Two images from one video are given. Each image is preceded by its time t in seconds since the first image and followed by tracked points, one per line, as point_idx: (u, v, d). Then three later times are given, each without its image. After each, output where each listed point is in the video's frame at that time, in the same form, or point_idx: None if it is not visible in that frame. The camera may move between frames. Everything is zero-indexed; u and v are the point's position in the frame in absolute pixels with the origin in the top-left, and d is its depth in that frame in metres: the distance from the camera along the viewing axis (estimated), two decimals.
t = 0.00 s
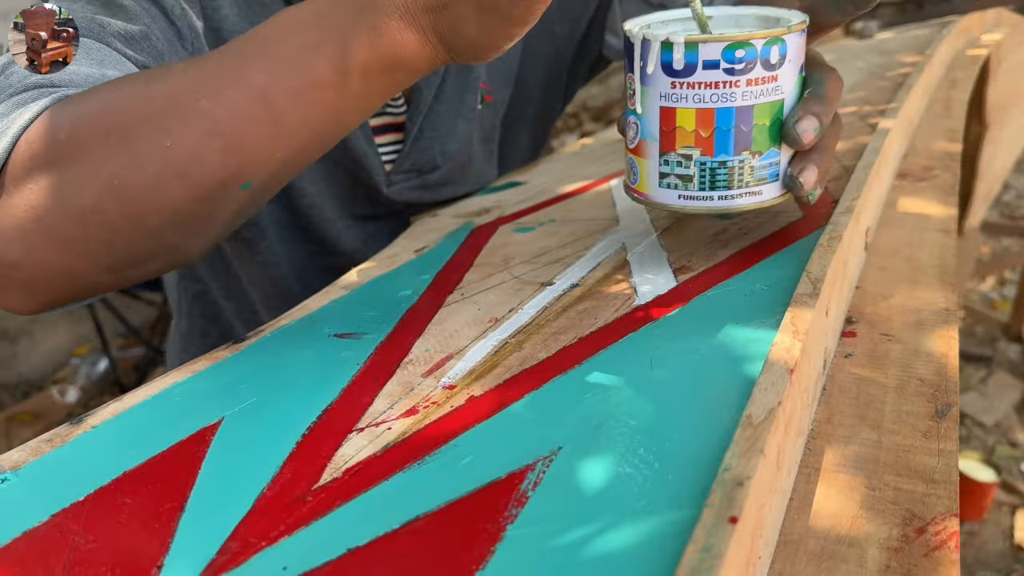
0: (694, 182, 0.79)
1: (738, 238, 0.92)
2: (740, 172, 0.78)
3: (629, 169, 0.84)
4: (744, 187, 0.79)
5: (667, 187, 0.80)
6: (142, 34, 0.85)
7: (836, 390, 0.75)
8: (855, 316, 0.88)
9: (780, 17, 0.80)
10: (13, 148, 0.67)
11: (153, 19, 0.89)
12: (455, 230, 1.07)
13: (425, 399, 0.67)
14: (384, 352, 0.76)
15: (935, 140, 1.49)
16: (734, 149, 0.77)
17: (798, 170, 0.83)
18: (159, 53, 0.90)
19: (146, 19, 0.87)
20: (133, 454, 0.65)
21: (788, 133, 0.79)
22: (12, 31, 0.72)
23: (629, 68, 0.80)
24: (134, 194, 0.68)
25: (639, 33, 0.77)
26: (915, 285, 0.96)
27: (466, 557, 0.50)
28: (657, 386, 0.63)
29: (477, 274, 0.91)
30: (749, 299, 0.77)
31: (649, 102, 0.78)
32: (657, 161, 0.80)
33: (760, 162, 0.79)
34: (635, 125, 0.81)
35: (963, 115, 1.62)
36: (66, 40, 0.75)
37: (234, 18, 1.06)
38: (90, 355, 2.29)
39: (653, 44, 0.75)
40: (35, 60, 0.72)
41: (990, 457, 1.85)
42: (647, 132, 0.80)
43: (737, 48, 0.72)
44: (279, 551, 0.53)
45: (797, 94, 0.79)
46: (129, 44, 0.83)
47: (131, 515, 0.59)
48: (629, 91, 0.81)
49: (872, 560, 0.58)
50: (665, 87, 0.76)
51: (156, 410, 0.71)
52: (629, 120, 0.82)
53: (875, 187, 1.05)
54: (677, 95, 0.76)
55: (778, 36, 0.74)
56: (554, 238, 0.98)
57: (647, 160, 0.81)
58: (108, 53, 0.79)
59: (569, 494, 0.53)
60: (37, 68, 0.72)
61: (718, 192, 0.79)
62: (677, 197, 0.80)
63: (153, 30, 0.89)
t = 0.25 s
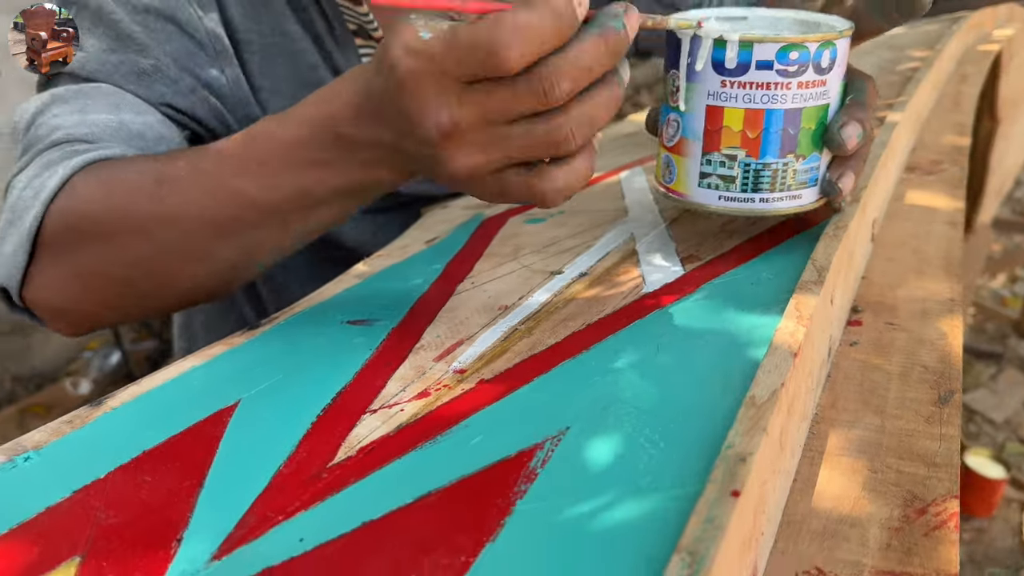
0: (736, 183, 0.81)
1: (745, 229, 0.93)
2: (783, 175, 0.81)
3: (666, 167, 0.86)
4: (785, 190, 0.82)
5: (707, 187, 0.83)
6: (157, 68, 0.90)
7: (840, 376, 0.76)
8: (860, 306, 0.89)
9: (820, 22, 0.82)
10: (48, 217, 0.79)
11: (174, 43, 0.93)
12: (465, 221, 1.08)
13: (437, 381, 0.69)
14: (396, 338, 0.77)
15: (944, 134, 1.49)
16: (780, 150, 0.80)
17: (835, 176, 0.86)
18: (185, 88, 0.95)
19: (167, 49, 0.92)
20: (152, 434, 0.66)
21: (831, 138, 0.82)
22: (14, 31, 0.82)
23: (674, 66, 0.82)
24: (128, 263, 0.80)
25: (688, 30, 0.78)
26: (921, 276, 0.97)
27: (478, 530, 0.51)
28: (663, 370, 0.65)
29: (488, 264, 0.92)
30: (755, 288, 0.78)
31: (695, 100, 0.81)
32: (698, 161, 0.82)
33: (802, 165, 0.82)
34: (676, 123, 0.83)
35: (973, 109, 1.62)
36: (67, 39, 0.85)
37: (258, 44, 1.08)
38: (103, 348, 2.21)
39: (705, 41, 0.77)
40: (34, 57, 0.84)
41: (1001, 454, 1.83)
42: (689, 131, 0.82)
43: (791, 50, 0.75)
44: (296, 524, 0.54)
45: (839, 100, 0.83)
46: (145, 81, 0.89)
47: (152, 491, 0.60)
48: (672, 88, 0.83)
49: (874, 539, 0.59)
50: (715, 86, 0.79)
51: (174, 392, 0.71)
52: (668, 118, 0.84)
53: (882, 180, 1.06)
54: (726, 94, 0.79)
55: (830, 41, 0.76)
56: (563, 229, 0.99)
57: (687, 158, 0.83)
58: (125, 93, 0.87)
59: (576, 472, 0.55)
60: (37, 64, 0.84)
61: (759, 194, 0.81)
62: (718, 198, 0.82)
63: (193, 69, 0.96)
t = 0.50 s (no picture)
0: (781, 125, 0.81)
1: (760, 221, 0.94)
2: (827, 122, 0.81)
3: (708, 107, 0.86)
4: (826, 138, 0.82)
5: (749, 127, 0.82)
6: (170, 80, 0.94)
7: (856, 366, 0.77)
8: (874, 298, 0.90)
9: None
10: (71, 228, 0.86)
11: (194, 47, 0.96)
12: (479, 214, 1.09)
13: (457, 368, 0.70)
14: (416, 326, 0.78)
15: (954, 130, 1.49)
16: (829, 95, 0.80)
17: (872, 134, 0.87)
18: (200, 97, 0.96)
19: (183, 55, 0.95)
20: (178, 420, 0.66)
21: (876, 91, 0.83)
22: (14, 31, 0.84)
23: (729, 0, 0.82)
24: (135, 272, 0.87)
25: None
26: (934, 269, 0.98)
27: (503, 511, 0.52)
28: (681, 359, 0.66)
29: (503, 255, 0.93)
30: (771, 278, 0.79)
31: (749, 34, 0.81)
32: (745, 97, 0.82)
33: (846, 116, 0.82)
34: (724, 60, 0.83)
35: (983, 105, 1.62)
36: (66, 39, 0.88)
37: (273, 41, 1.07)
38: (114, 342, 2.01)
39: None
40: (35, 57, 0.85)
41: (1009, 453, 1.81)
42: (738, 68, 0.82)
43: None
44: (324, 505, 0.55)
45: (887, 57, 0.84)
46: (160, 94, 0.94)
47: (180, 475, 0.59)
48: (723, 23, 0.83)
49: (891, 523, 0.60)
50: (772, 22, 0.79)
51: (198, 378, 0.71)
52: (717, 54, 0.84)
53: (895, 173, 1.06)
54: (782, 31, 0.79)
55: None
56: (578, 221, 1.00)
57: (732, 97, 0.83)
58: (141, 106, 0.93)
59: (599, 456, 0.56)
60: (38, 64, 0.86)
61: (803, 138, 0.81)
62: (759, 138, 0.82)
63: (213, 69, 0.98)
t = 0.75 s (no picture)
0: (933, 91, 0.83)
1: (772, 215, 0.94)
2: (973, 90, 0.83)
3: (849, 71, 0.87)
4: (969, 106, 0.84)
5: (900, 94, 0.84)
6: (146, 94, 0.94)
7: (868, 359, 0.77)
8: (886, 292, 0.90)
9: None
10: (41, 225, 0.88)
11: (178, 59, 0.95)
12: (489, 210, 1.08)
13: (471, 361, 0.70)
14: (428, 319, 0.78)
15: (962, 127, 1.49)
16: (976, 62, 0.82)
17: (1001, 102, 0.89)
18: (175, 112, 0.96)
19: (163, 69, 0.95)
20: (194, 411, 0.66)
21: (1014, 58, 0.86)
22: (13, 31, 0.83)
23: None
24: (94, 273, 0.91)
25: None
26: (945, 263, 0.98)
27: (521, 500, 0.53)
28: (695, 350, 0.66)
29: (514, 250, 0.93)
30: (783, 271, 0.79)
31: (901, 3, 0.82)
32: (895, 64, 0.84)
33: (988, 84, 0.84)
34: (871, 26, 0.84)
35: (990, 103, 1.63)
36: (66, 39, 0.87)
37: (280, 45, 1.04)
38: (117, 342, 1.84)
39: None
40: (35, 57, 0.85)
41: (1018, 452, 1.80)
42: (888, 34, 0.83)
43: None
44: (342, 495, 0.56)
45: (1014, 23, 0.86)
46: (135, 107, 0.95)
47: (197, 465, 0.60)
48: None
49: (906, 514, 0.60)
50: None
51: (211, 370, 0.71)
52: (862, 20, 0.85)
53: (906, 168, 1.06)
54: None
55: None
56: (588, 217, 1.00)
57: (879, 62, 0.85)
58: (114, 115, 0.95)
59: (617, 445, 0.57)
60: (37, 64, 0.86)
61: (951, 105, 0.84)
62: (910, 104, 0.84)
63: (197, 81, 0.97)
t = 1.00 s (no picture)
0: (992, 139, 0.85)
1: (776, 217, 0.94)
2: None
3: (914, 115, 0.89)
4: None
5: (960, 140, 0.86)
6: (138, 106, 0.93)
7: (873, 361, 0.77)
8: (890, 293, 0.90)
9: None
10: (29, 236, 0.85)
11: (171, 70, 0.96)
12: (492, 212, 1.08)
13: (476, 363, 0.70)
14: (432, 322, 0.78)
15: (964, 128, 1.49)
16: None
17: None
18: (166, 124, 0.96)
19: (157, 81, 0.94)
20: (199, 414, 0.66)
21: None
22: (14, 31, 0.81)
23: (950, 17, 0.84)
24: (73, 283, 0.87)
25: None
26: (948, 265, 0.98)
27: (527, 503, 0.53)
28: (701, 352, 0.66)
29: (517, 252, 0.92)
30: (788, 273, 0.79)
31: (971, 53, 0.83)
32: (959, 112, 0.85)
33: None
34: (938, 74, 0.86)
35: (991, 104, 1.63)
36: (67, 39, 0.84)
37: (280, 53, 1.05)
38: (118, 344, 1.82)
39: None
40: (35, 57, 0.82)
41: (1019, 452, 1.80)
42: (955, 83, 0.85)
43: None
44: (348, 498, 0.56)
45: None
46: (127, 118, 0.93)
47: (203, 469, 0.60)
48: (939, 37, 0.85)
49: (912, 516, 0.60)
50: (1000, 42, 0.82)
51: (216, 373, 0.71)
52: (929, 66, 0.87)
53: (909, 170, 1.06)
54: (1009, 52, 0.82)
55: None
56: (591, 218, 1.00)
57: (943, 109, 0.86)
58: (108, 127, 0.93)
59: (623, 448, 0.57)
60: (38, 64, 0.83)
61: (1008, 153, 0.85)
62: (970, 151, 0.86)
63: (189, 92, 0.97)
